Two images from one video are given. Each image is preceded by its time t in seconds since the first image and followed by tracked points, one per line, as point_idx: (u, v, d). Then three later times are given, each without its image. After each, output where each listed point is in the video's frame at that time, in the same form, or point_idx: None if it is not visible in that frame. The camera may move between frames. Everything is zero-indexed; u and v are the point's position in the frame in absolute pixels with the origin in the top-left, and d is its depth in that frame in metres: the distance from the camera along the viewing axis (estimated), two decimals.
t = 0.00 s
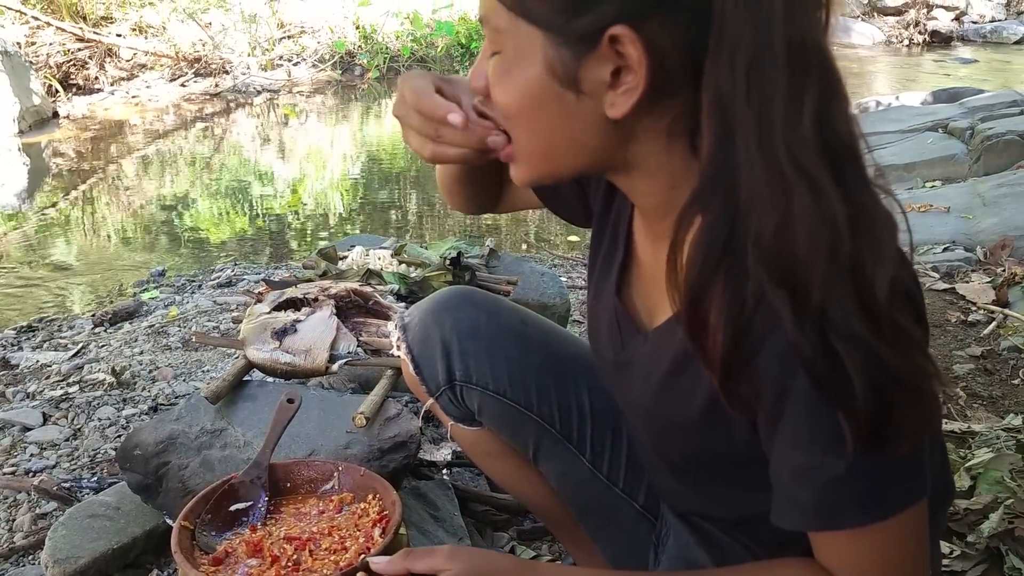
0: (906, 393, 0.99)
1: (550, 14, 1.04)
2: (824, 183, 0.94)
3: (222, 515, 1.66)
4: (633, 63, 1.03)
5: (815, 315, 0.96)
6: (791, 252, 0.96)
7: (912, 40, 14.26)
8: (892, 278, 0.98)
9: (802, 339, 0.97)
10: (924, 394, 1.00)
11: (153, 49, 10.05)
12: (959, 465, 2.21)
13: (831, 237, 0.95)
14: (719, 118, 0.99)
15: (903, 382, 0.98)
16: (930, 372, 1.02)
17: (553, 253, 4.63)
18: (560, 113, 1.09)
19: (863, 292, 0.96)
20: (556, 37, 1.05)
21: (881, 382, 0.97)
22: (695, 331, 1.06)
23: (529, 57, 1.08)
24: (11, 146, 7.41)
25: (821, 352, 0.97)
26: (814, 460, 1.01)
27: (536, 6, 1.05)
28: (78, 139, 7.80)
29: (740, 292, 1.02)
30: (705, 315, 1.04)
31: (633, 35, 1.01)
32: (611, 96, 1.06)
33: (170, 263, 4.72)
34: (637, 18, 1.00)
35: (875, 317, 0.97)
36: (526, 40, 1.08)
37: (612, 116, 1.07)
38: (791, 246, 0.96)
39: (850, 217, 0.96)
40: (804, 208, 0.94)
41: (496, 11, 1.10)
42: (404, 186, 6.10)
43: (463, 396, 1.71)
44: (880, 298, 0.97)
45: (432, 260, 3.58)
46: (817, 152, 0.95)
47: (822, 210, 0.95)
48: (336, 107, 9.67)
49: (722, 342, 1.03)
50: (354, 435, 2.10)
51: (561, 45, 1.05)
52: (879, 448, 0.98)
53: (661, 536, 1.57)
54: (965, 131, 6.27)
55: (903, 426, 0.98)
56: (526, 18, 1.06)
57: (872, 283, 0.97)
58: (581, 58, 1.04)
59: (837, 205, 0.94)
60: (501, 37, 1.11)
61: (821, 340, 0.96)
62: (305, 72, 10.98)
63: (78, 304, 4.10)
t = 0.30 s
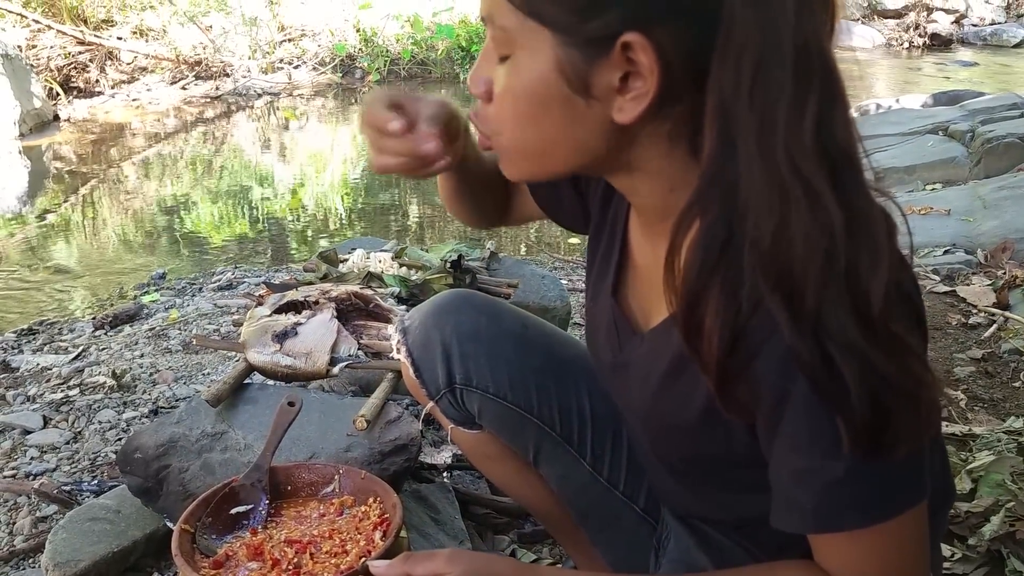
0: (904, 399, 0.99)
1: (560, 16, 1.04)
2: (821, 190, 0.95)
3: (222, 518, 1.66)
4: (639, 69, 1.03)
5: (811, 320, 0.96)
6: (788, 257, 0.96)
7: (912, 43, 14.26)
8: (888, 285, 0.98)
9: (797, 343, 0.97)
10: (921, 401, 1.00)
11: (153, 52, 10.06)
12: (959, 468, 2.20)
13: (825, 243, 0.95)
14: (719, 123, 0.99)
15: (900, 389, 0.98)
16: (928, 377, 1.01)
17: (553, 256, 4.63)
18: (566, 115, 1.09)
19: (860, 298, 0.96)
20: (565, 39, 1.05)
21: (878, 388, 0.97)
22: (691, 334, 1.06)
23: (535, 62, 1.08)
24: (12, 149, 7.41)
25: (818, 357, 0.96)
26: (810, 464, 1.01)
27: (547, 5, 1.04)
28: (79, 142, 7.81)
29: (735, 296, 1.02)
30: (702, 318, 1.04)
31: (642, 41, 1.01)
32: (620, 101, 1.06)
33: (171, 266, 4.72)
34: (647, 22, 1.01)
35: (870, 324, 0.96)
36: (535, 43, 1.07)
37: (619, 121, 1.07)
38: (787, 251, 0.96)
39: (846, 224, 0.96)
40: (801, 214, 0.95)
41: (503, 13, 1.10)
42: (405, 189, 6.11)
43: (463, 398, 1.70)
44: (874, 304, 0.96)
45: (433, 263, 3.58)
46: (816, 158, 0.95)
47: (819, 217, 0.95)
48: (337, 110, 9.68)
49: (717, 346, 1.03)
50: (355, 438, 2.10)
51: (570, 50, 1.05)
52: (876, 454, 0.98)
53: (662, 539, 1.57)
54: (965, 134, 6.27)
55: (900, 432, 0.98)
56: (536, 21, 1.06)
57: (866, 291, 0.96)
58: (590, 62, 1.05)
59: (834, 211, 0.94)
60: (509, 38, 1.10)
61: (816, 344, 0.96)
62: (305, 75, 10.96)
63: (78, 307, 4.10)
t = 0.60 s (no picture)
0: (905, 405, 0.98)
1: (566, 19, 1.03)
2: (823, 194, 0.94)
3: (223, 520, 1.66)
4: (644, 72, 1.03)
5: (812, 324, 0.96)
6: (788, 261, 0.96)
7: (912, 45, 14.28)
8: (890, 290, 0.97)
9: (796, 347, 0.96)
10: (922, 406, 0.99)
11: (155, 55, 10.08)
12: (961, 470, 2.20)
13: (827, 247, 0.94)
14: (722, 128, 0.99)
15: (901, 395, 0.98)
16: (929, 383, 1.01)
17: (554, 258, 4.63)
18: (571, 118, 1.09)
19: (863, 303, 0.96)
20: (571, 42, 1.05)
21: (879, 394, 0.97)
22: (690, 336, 1.06)
23: (540, 65, 1.08)
24: (13, 152, 7.42)
25: (818, 362, 0.96)
26: (809, 466, 1.01)
27: (551, 6, 1.04)
28: (80, 145, 7.81)
29: (734, 299, 1.02)
30: (702, 320, 1.04)
31: (649, 44, 1.01)
32: (626, 104, 1.06)
33: (171, 269, 4.72)
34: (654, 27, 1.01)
35: (871, 330, 0.96)
36: (540, 46, 1.07)
37: (624, 124, 1.07)
38: (788, 255, 0.96)
39: (848, 227, 0.95)
40: (803, 218, 0.95)
41: (507, 14, 1.10)
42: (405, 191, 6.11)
43: (464, 401, 1.70)
44: (875, 309, 0.96)
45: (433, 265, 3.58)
46: (819, 163, 0.95)
47: (821, 221, 0.94)
48: (338, 112, 9.70)
49: (717, 348, 1.03)
50: (356, 440, 2.10)
51: (575, 53, 1.05)
52: (876, 458, 0.98)
53: (663, 542, 1.57)
54: (965, 136, 6.27)
55: (900, 436, 0.98)
56: (540, 23, 1.06)
57: (868, 297, 0.96)
58: (596, 66, 1.04)
59: (836, 216, 0.94)
60: (513, 40, 1.10)
61: (816, 348, 0.96)
62: (307, 77, 11.01)
63: (79, 310, 4.10)
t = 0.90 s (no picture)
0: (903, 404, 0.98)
1: (566, 20, 1.03)
2: (822, 192, 0.94)
3: (225, 522, 1.66)
4: (644, 72, 1.03)
5: (809, 323, 0.96)
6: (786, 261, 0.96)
7: (913, 47, 14.30)
8: (888, 290, 0.97)
9: (794, 346, 0.96)
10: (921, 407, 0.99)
11: (156, 57, 10.09)
12: (963, 472, 2.20)
13: (823, 247, 0.94)
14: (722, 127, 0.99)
15: (899, 395, 0.98)
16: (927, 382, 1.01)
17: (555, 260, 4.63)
18: (571, 118, 1.09)
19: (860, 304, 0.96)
20: (571, 42, 1.05)
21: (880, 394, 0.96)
22: (689, 335, 1.07)
23: (540, 65, 1.08)
24: (15, 154, 7.42)
25: (816, 361, 0.96)
26: (807, 464, 1.01)
27: (552, 7, 1.04)
28: (81, 146, 7.82)
29: (732, 298, 1.02)
30: (699, 319, 1.05)
31: (649, 46, 1.01)
32: (625, 104, 1.06)
33: (173, 271, 4.72)
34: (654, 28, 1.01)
35: (870, 330, 0.96)
36: (540, 46, 1.07)
37: (624, 124, 1.07)
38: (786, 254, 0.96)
39: (845, 227, 0.95)
40: (799, 217, 0.95)
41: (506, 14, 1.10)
42: (406, 193, 6.12)
43: (465, 402, 1.70)
44: (872, 308, 0.95)
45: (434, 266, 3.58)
46: (817, 162, 0.95)
47: (819, 221, 0.94)
48: (339, 114, 9.71)
49: (715, 347, 1.03)
50: (357, 442, 2.10)
51: (575, 53, 1.05)
52: (872, 458, 0.98)
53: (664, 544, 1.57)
54: (967, 137, 6.27)
55: (898, 436, 0.98)
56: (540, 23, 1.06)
57: (865, 297, 0.95)
58: (595, 66, 1.04)
59: (834, 216, 0.94)
60: (514, 40, 1.10)
61: (813, 348, 0.96)
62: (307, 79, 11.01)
63: (81, 312, 4.10)
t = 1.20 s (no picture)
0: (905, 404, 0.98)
1: (571, 20, 1.03)
2: (825, 192, 0.94)
3: (227, 524, 1.66)
4: (647, 72, 1.03)
5: (811, 323, 0.95)
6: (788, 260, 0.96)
7: (915, 49, 14.30)
8: (890, 291, 0.97)
9: (796, 346, 0.96)
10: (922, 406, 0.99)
11: (158, 59, 10.10)
12: (965, 473, 2.19)
13: (826, 246, 0.94)
14: (726, 126, 0.99)
15: (900, 395, 0.97)
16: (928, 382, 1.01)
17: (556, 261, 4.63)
18: (575, 117, 1.09)
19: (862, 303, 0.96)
20: (576, 41, 1.04)
21: (881, 393, 0.96)
22: (691, 334, 1.06)
23: (545, 64, 1.08)
24: (16, 155, 7.43)
25: (818, 360, 0.96)
26: (808, 463, 1.01)
27: (557, 7, 1.03)
28: (82, 148, 7.83)
29: (734, 297, 1.02)
30: (701, 319, 1.04)
31: (653, 46, 1.01)
32: (629, 104, 1.06)
33: (174, 272, 4.72)
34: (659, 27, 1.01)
35: (872, 330, 0.96)
36: (545, 45, 1.07)
37: (629, 124, 1.07)
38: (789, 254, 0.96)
39: (848, 227, 0.95)
40: (801, 217, 0.95)
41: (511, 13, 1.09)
42: (408, 195, 6.12)
43: (466, 403, 1.70)
44: (874, 307, 0.95)
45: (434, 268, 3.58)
46: (820, 162, 0.95)
47: (822, 220, 0.94)
48: (340, 115, 9.72)
49: (716, 346, 1.03)
50: (359, 444, 2.10)
51: (580, 52, 1.05)
52: (874, 457, 0.98)
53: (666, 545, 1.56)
54: (969, 138, 6.27)
55: (899, 435, 0.97)
56: (545, 22, 1.06)
57: (867, 297, 0.95)
58: (600, 66, 1.04)
59: (837, 215, 0.94)
60: (519, 39, 1.09)
61: (815, 346, 0.96)
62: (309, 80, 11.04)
63: (82, 314, 4.10)
